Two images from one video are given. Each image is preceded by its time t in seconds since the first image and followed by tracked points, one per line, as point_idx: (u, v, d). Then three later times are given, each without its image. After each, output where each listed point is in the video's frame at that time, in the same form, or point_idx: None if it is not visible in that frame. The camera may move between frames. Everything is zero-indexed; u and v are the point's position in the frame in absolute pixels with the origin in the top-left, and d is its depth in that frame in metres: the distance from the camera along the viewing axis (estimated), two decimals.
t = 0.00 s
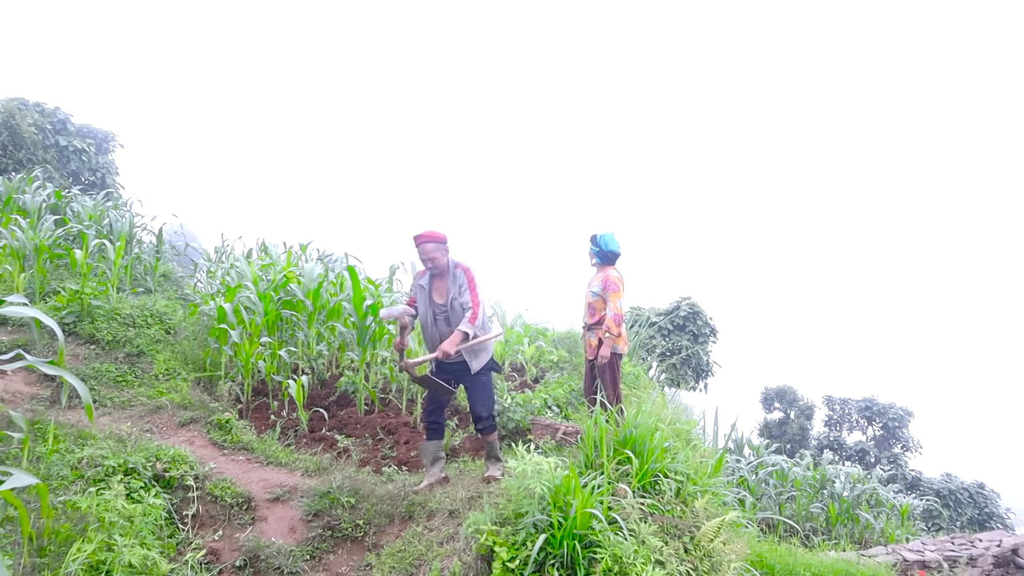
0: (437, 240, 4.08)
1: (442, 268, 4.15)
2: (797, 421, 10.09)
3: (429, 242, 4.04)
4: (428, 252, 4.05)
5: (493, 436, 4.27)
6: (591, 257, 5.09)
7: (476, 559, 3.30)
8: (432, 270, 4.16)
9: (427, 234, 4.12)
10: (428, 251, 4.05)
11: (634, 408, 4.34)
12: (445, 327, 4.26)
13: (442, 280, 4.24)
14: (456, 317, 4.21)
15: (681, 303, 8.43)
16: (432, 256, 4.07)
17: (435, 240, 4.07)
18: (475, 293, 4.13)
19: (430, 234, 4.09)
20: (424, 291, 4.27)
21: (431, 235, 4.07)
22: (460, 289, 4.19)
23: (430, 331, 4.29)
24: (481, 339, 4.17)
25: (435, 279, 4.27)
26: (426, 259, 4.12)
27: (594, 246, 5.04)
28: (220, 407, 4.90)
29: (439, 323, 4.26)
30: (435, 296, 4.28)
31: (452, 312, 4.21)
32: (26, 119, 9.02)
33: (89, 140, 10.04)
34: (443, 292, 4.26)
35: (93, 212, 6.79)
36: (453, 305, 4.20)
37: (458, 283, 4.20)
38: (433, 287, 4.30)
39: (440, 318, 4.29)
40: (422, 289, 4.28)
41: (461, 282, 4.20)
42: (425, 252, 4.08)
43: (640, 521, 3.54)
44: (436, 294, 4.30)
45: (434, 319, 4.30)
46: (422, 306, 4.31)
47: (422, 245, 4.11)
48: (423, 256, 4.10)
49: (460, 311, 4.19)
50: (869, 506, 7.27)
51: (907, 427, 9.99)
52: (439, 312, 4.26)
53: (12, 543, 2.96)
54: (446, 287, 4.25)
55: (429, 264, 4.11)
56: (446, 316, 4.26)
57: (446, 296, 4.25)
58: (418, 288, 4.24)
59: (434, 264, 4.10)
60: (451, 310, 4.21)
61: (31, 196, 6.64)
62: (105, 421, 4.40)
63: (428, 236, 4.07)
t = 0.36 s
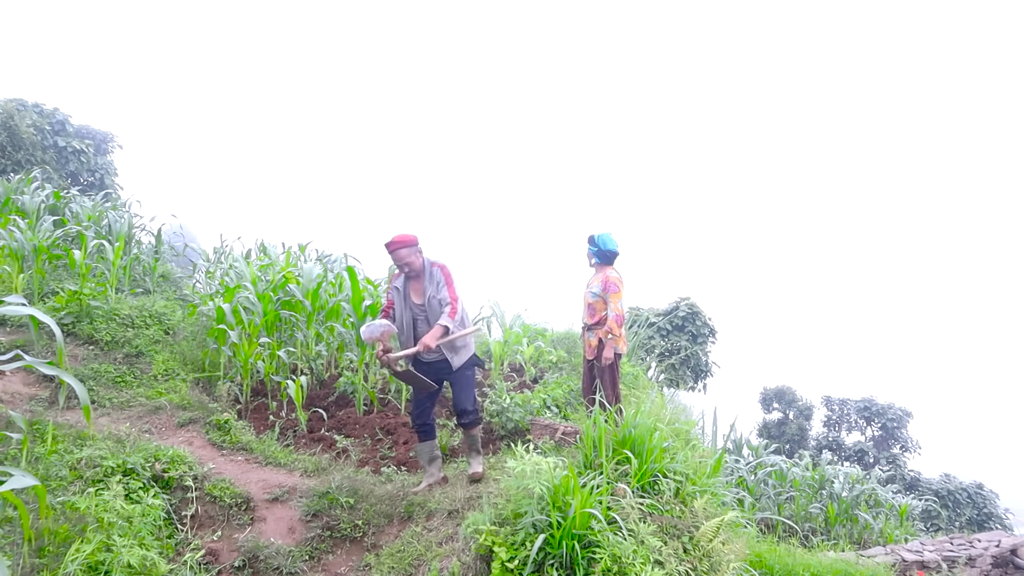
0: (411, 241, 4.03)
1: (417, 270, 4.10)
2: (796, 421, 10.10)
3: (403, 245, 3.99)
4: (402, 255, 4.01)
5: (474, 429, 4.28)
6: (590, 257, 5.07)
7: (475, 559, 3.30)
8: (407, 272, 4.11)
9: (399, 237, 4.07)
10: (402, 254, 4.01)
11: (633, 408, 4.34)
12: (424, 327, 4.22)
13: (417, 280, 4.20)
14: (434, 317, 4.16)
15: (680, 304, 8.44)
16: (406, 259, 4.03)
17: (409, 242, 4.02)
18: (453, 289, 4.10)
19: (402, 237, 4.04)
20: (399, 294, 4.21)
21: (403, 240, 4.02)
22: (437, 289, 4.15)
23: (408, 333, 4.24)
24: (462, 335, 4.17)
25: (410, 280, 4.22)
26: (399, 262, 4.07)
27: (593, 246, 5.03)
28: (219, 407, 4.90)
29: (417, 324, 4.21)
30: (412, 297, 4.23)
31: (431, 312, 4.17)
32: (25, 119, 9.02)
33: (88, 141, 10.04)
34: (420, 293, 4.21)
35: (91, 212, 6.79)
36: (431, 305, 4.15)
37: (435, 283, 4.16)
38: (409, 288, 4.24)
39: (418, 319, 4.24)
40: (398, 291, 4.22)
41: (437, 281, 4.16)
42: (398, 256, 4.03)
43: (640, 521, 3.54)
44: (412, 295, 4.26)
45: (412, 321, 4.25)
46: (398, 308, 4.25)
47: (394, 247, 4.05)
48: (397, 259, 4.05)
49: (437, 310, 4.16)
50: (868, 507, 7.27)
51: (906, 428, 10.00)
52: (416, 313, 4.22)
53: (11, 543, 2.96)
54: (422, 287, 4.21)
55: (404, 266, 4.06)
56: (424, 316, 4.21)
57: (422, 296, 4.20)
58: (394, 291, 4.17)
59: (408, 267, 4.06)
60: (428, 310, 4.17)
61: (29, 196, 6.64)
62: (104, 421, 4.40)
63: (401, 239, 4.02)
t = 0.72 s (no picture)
0: (409, 243, 3.99)
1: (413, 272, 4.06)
2: (795, 421, 10.10)
3: (401, 248, 3.93)
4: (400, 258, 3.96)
5: (447, 443, 4.06)
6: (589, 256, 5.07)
7: (475, 559, 3.30)
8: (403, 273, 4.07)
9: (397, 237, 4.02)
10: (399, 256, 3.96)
11: (633, 408, 4.34)
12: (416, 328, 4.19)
13: (412, 281, 4.18)
14: (428, 320, 4.13)
15: (679, 304, 8.44)
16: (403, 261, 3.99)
17: (408, 244, 3.98)
18: (450, 294, 4.05)
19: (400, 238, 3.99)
20: (394, 293, 4.19)
21: (401, 242, 3.97)
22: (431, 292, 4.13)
23: (399, 332, 4.21)
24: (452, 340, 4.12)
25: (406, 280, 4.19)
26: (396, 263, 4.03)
27: (591, 246, 5.03)
28: (218, 407, 4.89)
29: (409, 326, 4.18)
30: (406, 297, 4.20)
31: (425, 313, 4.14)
32: (23, 120, 8.99)
33: (87, 141, 10.03)
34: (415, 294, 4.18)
35: (90, 212, 6.78)
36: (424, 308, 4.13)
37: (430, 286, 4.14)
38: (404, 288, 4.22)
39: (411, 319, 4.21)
40: (393, 291, 4.20)
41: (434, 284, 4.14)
42: (396, 258, 3.99)
43: (640, 522, 3.54)
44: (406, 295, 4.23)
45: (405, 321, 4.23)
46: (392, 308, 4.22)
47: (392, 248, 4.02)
48: (394, 260, 4.01)
49: (430, 313, 4.14)
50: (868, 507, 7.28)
51: (905, 428, 10.01)
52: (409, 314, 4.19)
53: (10, 544, 2.96)
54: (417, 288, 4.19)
55: (400, 267, 4.03)
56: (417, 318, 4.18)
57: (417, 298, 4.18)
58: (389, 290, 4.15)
59: (405, 269, 4.02)
60: (421, 312, 4.15)
61: (28, 197, 6.62)
62: (103, 422, 4.39)
63: (399, 240, 3.98)
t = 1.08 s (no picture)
0: (409, 258, 3.86)
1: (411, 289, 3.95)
2: (796, 421, 10.10)
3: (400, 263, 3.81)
4: (398, 272, 3.84)
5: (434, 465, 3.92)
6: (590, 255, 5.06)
7: (476, 559, 3.30)
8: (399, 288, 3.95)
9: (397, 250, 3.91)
10: (397, 271, 3.84)
11: (634, 408, 4.34)
12: (406, 345, 4.06)
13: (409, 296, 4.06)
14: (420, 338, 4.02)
15: (679, 304, 8.44)
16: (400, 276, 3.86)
17: (408, 260, 3.85)
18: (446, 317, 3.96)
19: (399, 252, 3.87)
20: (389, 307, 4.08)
21: (402, 257, 3.85)
22: (427, 310, 4.01)
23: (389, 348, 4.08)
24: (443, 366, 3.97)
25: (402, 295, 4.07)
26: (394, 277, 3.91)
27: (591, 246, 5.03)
28: (219, 407, 4.89)
29: (400, 342, 4.05)
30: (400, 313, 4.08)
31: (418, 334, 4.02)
32: (24, 119, 9.00)
33: (88, 140, 10.03)
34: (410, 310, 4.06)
35: (91, 212, 6.78)
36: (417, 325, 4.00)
37: (427, 304, 4.02)
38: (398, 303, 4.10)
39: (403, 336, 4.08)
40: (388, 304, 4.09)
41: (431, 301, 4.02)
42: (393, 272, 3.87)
43: (641, 521, 3.54)
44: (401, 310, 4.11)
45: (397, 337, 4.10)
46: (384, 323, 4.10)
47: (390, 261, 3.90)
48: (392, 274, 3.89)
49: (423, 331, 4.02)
50: (868, 507, 7.28)
51: (906, 428, 10.01)
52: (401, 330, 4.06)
53: (11, 543, 2.95)
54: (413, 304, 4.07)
55: (397, 281, 3.90)
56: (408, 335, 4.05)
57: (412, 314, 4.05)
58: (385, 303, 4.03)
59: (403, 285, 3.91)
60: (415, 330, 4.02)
61: (28, 196, 6.62)
62: (103, 421, 4.39)
63: (398, 254, 3.85)
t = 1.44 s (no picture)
0: (372, 272, 3.58)
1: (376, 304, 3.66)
2: (798, 421, 10.09)
3: (360, 277, 3.53)
4: (357, 286, 3.57)
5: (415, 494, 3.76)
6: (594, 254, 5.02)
7: (480, 557, 3.30)
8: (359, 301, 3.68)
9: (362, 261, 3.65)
10: (357, 284, 3.57)
11: (638, 406, 4.33)
12: (367, 364, 3.76)
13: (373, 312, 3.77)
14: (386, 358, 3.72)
15: (682, 303, 8.43)
16: (359, 289, 3.59)
17: (370, 274, 3.56)
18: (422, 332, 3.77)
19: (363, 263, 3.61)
20: (351, 322, 3.81)
21: (368, 268, 3.58)
22: (391, 327, 3.71)
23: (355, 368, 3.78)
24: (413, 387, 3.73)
25: (368, 310, 3.79)
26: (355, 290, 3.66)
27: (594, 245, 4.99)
28: (222, 404, 4.89)
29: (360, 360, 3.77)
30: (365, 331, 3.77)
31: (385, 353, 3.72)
32: (28, 116, 9.03)
33: (91, 138, 10.05)
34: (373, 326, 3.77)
35: (95, 209, 6.79)
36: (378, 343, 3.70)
37: (394, 321, 3.71)
38: (364, 318, 3.82)
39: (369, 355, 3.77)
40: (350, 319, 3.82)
41: (398, 319, 3.72)
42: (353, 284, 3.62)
43: (644, 520, 3.54)
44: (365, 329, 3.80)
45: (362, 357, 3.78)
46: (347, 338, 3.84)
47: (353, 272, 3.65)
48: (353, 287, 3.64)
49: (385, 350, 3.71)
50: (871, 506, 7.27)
51: (908, 428, 9.99)
52: (362, 347, 3.78)
53: (16, 540, 2.96)
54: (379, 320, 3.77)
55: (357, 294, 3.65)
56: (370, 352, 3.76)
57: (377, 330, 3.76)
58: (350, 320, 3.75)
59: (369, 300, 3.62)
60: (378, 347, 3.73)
61: (32, 193, 6.64)
62: (108, 418, 4.40)
63: (363, 267, 3.59)
